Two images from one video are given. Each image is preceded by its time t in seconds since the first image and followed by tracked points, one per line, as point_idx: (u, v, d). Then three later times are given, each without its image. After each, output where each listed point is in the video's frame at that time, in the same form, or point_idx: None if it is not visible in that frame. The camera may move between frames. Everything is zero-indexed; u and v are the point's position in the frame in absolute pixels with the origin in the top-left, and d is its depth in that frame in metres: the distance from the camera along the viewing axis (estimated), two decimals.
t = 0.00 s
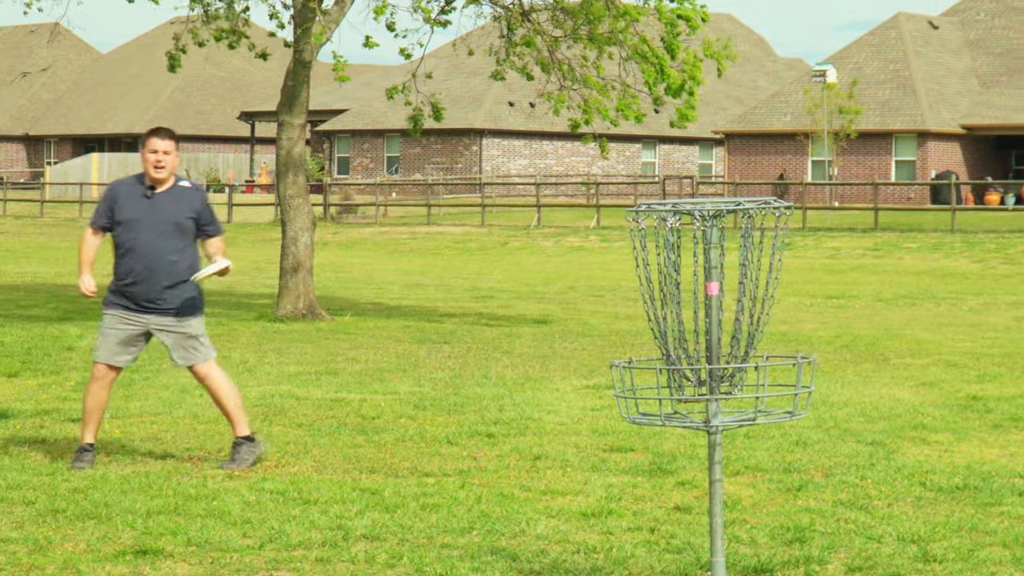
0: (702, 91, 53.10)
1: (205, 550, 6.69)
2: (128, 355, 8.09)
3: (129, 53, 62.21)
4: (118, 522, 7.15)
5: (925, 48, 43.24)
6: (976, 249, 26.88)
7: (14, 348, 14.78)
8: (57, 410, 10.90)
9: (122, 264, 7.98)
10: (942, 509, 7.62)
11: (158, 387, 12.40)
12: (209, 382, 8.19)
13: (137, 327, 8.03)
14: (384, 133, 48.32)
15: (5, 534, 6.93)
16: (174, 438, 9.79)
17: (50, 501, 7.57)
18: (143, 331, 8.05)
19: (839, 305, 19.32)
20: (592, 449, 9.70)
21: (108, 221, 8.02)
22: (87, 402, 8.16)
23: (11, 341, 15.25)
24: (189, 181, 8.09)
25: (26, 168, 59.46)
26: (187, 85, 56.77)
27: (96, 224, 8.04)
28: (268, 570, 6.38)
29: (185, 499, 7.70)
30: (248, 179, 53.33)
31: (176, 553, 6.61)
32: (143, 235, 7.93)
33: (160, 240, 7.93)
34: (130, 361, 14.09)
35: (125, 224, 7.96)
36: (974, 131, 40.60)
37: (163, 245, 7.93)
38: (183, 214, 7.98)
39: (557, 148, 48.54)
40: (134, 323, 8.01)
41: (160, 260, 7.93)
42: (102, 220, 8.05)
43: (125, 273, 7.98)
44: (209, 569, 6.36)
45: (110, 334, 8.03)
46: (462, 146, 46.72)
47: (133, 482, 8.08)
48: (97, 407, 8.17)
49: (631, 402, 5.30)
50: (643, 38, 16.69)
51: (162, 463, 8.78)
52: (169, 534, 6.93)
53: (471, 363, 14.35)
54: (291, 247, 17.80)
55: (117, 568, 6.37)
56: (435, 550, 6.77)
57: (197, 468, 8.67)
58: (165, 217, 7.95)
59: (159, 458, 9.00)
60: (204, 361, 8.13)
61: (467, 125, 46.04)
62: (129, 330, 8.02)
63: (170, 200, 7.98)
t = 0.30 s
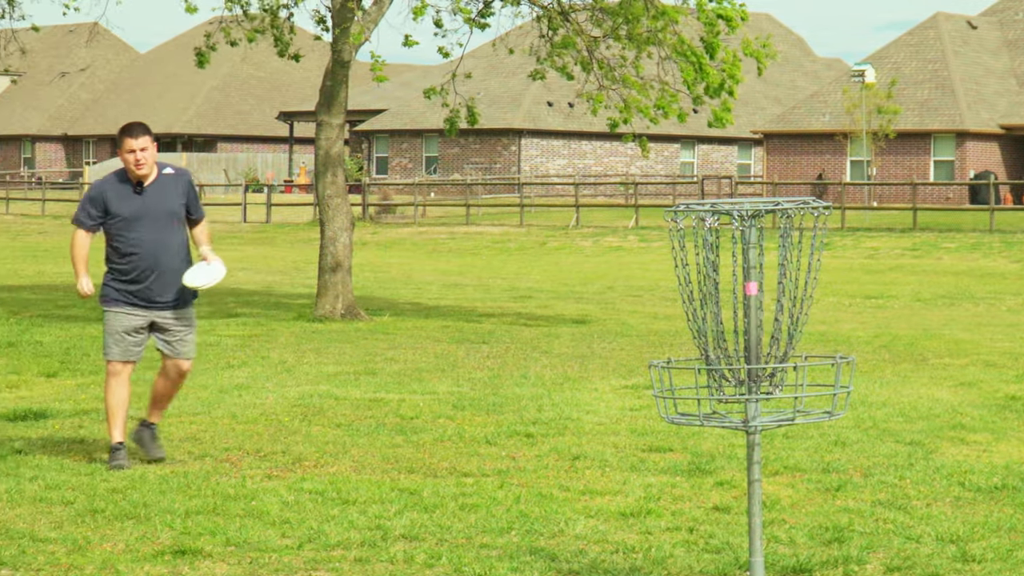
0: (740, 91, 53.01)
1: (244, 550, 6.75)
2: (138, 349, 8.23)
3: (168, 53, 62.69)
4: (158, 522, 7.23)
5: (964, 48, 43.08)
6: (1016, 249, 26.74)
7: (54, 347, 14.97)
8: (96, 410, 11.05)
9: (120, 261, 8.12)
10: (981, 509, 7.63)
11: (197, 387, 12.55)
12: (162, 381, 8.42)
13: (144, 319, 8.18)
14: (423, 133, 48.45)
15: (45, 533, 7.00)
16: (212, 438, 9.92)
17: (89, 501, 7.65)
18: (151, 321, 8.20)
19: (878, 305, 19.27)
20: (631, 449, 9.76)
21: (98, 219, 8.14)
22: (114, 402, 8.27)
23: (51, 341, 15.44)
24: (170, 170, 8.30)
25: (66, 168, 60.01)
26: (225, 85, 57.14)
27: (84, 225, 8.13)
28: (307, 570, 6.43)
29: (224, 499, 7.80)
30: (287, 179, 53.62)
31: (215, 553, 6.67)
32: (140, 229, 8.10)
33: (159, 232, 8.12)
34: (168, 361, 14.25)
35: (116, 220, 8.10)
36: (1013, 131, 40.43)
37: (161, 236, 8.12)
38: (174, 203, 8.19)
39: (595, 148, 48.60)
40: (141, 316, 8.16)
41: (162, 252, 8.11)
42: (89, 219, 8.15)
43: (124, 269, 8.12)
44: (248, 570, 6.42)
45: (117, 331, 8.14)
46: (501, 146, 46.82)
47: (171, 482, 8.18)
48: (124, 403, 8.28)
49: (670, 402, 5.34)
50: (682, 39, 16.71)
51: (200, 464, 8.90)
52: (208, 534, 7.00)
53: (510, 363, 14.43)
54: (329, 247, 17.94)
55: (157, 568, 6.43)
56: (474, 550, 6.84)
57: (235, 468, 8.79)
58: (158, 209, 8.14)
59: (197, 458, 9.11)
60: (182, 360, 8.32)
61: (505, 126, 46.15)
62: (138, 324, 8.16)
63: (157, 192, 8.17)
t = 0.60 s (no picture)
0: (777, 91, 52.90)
1: (280, 550, 6.81)
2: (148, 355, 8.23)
3: (204, 53, 63.09)
4: (194, 522, 7.30)
5: (1000, 48, 43.22)
6: None
7: (90, 347, 15.12)
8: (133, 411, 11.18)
9: (134, 263, 8.15)
10: (1016, 509, 7.66)
11: (233, 387, 12.67)
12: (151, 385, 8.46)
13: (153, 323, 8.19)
14: (459, 133, 48.54)
15: (81, 533, 7.04)
16: (248, 438, 10.03)
17: (125, 501, 7.73)
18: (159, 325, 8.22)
19: (914, 305, 19.20)
20: (667, 449, 9.81)
21: (114, 219, 8.17)
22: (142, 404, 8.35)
23: (87, 341, 15.59)
24: (188, 177, 8.37)
25: (103, 168, 60.46)
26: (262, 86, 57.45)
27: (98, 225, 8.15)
28: (343, 570, 6.49)
29: (260, 499, 7.88)
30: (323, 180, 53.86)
31: (251, 553, 6.72)
32: (157, 233, 8.14)
33: (174, 237, 8.18)
34: (204, 361, 14.39)
35: (133, 220, 8.14)
36: None
37: (176, 242, 8.19)
38: (190, 211, 8.27)
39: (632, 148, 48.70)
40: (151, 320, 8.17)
41: (174, 257, 8.17)
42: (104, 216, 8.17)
43: (136, 271, 8.14)
44: (284, 569, 6.47)
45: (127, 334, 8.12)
46: (537, 145, 46.90)
47: (208, 482, 8.29)
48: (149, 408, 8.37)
49: (706, 402, 5.37)
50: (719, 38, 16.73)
51: (237, 464, 9.00)
52: (244, 534, 7.06)
53: (546, 363, 14.49)
54: (366, 246, 18.06)
55: (193, 569, 6.47)
56: (511, 550, 6.91)
57: (272, 468, 8.90)
58: (176, 215, 8.21)
59: (233, 458, 9.23)
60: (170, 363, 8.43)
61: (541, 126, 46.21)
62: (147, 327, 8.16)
63: (175, 197, 8.24)
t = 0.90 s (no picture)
0: (810, 91, 52.73)
1: (312, 550, 6.89)
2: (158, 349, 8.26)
3: (236, 53, 63.37)
4: (226, 522, 7.38)
5: None
6: None
7: (123, 347, 15.26)
8: (165, 410, 11.31)
9: (151, 254, 8.22)
10: None
11: (265, 387, 12.78)
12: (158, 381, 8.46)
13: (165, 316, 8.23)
14: (492, 133, 48.61)
15: (113, 532, 7.12)
16: (281, 438, 10.13)
17: (158, 501, 7.82)
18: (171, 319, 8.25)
19: (947, 305, 19.11)
20: (700, 449, 9.85)
21: (135, 207, 8.25)
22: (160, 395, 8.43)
23: (120, 340, 15.72)
24: (211, 176, 8.50)
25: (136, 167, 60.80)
26: (295, 85, 57.70)
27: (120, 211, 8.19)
28: (375, 570, 6.56)
29: (293, 499, 7.98)
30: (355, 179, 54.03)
31: (283, 553, 6.80)
32: (178, 227, 8.25)
33: (193, 233, 8.28)
34: (236, 361, 14.51)
35: (154, 212, 8.24)
36: None
37: (195, 238, 8.29)
38: (209, 208, 8.39)
39: (664, 147, 48.74)
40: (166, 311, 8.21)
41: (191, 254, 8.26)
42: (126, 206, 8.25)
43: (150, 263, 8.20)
44: (317, 569, 6.54)
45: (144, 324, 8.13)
46: (569, 145, 46.93)
47: (241, 482, 8.39)
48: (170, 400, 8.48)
49: (739, 401, 5.40)
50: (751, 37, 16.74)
51: (270, 464, 9.10)
52: (277, 534, 7.15)
53: (578, 363, 14.53)
54: (398, 246, 18.17)
55: (227, 567, 6.54)
56: (543, 550, 6.97)
57: (304, 468, 8.99)
58: (197, 212, 8.33)
59: (265, 458, 9.33)
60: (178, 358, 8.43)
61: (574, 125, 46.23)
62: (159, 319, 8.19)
63: (198, 194, 8.36)
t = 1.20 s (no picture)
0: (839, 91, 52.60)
1: (340, 550, 6.97)
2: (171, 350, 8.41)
3: (264, 54, 63.63)
4: (255, 522, 7.48)
5: None
6: None
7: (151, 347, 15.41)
8: (194, 411, 11.44)
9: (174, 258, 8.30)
10: None
11: (294, 387, 12.88)
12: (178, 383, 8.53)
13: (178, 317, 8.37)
14: (520, 133, 48.69)
15: (142, 533, 7.21)
16: (309, 438, 10.22)
17: (186, 501, 7.92)
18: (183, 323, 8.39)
19: (976, 305, 19.09)
20: (728, 449, 9.89)
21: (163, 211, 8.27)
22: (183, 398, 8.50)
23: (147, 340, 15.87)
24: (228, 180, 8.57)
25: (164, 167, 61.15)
26: (323, 85, 57.92)
27: (160, 220, 8.16)
28: (404, 570, 6.63)
29: (321, 499, 8.06)
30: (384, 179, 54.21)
31: (312, 553, 6.88)
32: (201, 233, 8.35)
33: (213, 237, 8.40)
34: (265, 361, 14.63)
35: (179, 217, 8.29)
36: None
37: (214, 242, 8.41)
38: (229, 213, 8.49)
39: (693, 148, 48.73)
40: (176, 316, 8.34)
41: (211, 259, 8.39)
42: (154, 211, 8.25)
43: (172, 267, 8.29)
44: (345, 570, 6.62)
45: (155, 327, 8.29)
46: (598, 145, 46.95)
47: (269, 482, 8.48)
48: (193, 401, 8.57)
49: (767, 402, 5.44)
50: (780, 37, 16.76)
51: (298, 464, 9.20)
52: (305, 534, 7.23)
53: (607, 363, 14.59)
54: (427, 246, 18.25)
55: (255, 568, 6.62)
56: (571, 550, 7.04)
57: (332, 468, 9.08)
58: (218, 216, 8.44)
59: (293, 458, 9.42)
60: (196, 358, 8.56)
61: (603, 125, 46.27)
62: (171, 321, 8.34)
63: (220, 198, 8.45)
